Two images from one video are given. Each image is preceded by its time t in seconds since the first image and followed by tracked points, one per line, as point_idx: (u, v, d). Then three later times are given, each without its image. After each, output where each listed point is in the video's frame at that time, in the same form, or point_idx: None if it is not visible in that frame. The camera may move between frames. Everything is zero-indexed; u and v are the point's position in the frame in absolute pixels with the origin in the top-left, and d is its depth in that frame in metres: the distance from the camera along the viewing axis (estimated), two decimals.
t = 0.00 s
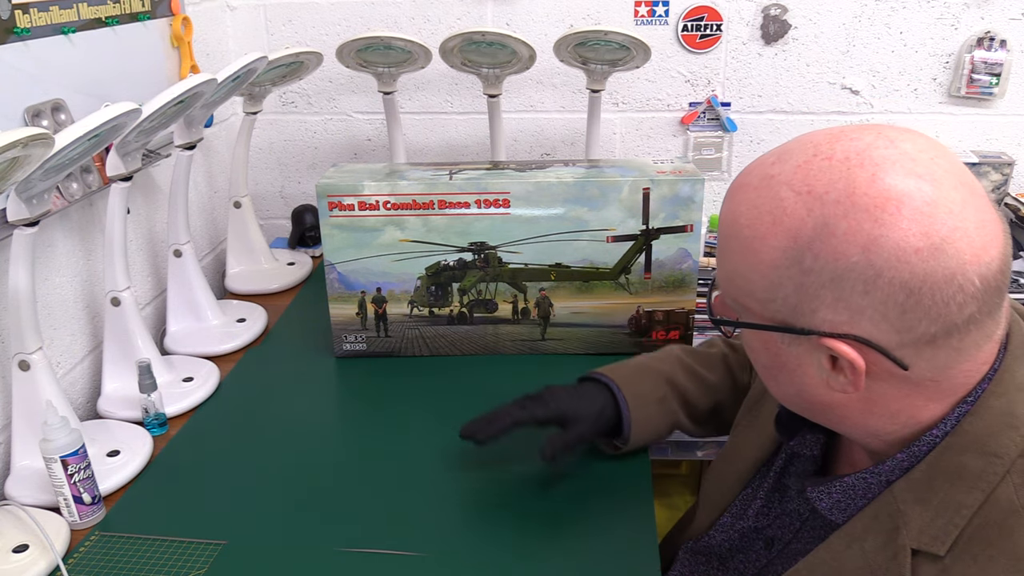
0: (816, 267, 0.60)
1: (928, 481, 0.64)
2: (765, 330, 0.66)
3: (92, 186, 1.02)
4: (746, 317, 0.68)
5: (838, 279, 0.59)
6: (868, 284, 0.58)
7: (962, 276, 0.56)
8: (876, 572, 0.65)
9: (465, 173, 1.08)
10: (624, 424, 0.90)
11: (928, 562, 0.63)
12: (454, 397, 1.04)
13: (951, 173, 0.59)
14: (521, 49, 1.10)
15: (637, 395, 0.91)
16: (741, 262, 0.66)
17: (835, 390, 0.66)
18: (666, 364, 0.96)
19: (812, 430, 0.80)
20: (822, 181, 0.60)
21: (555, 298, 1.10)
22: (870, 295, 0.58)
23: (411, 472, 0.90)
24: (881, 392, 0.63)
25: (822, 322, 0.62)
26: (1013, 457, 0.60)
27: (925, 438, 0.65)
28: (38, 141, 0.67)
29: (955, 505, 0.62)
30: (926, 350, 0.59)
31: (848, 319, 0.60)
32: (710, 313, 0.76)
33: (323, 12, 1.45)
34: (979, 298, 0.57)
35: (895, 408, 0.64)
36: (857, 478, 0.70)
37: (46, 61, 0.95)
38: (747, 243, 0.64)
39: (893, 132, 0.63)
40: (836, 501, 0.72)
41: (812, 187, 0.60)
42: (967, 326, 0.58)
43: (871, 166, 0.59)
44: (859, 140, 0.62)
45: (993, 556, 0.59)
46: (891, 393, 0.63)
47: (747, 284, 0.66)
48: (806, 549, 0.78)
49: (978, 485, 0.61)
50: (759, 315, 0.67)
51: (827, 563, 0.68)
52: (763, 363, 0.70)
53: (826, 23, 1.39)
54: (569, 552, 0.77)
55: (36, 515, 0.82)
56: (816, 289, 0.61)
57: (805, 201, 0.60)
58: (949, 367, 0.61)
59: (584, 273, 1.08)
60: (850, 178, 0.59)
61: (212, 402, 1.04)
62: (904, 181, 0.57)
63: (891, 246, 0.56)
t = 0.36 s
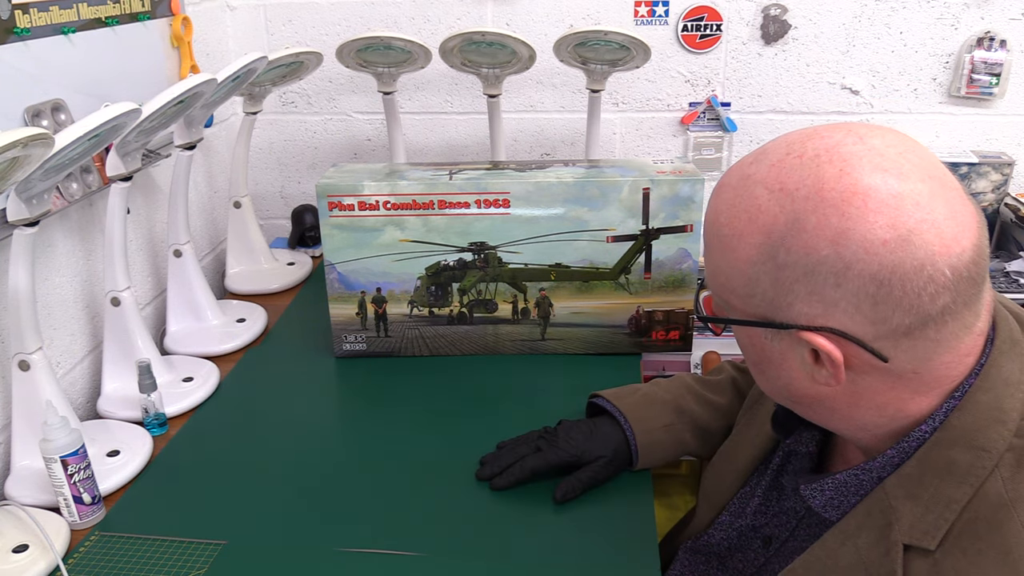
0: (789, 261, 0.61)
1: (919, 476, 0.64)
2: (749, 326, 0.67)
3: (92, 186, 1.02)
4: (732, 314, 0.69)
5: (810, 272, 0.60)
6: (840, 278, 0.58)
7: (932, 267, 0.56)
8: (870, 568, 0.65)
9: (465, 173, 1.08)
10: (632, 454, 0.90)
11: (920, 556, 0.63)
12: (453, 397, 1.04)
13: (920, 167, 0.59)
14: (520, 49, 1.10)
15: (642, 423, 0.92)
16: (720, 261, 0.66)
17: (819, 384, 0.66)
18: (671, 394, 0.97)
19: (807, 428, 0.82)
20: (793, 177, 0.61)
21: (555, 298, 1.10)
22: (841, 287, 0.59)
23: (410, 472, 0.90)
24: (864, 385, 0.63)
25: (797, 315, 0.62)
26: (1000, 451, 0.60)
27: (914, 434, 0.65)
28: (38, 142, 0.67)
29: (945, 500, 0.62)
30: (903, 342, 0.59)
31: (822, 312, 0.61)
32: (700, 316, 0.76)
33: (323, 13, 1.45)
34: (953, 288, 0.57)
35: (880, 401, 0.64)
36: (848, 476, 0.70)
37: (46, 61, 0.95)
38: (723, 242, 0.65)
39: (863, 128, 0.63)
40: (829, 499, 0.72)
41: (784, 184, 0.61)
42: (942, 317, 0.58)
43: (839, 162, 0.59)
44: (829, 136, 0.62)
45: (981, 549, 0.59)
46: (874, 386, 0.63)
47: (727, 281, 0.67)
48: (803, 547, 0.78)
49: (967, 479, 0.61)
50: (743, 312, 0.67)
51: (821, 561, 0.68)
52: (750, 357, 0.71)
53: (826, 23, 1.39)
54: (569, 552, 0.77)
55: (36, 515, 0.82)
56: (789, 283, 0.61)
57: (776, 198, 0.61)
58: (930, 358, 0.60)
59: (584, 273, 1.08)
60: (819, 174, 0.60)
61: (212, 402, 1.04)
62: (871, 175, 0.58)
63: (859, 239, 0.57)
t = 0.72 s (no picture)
0: (773, 252, 0.61)
1: (913, 466, 0.63)
2: (743, 318, 0.66)
3: (92, 186, 1.02)
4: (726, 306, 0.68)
5: (793, 262, 0.60)
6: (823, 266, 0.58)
7: (911, 254, 0.56)
8: (863, 558, 0.65)
9: (465, 173, 1.08)
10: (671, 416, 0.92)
11: (912, 545, 0.62)
12: (454, 396, 1.05)
13: (898, 158, 0.59)
14: (521, 49, 1.10)
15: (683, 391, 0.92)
16: (711, 255, 0.66)
17: (812, 373, 0.65)
18: (723, 364, 0.95)
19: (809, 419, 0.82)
20: (774, 170, 0.61)
21: (555, 298, 1.10)
22: (823, 276, 0.59)
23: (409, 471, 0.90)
24: (856, 373, 0.63)
25: (783, 305, 0.62)
26: (992, 442, 0.60)
27: (909, 425, 0.65)
28: (38, 142, 0.67)
29: (938, 489, 0.61)
30: (889, 329, 0.59)
31: (807, 302, 0.61)
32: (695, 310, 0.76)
33: (323, 12, 1.45)
34: (934, 274, 0.57)
35: (872, 389, 0.64)
36: (846, 467, 0.70)
37: (47, 61, 0.95)
38: (713, 236, 0.65)
39: (843, 122, 0.63)
40: (827, 491, 0.73)
41: (765, 177, 0.61)
42: (925, 303, 0.58)
43: (817, 155, 0.60)
44: (809, 130, 0.63)
45: (971, 538, 0.59)
46: (867, 373, 0.62)
47: (719, 275, 0.67)
48: (799, 538, 0.78)
49: (959, 470, 0.61)
50: (735, 305, 0.67)
51: (817, 551, 0.68)
52: (746, 349, 0.70)
53: (826, 23, 1.39)
54: (568, 552, 0.77)
55: (36, 515, 0.82)
56: (776, 274, 0.61)
57: (757, 191, 0.61)
58: (919, 345, 0.60)
59: (584, 273, 1.08)
60: (798, 166, 0.60)
61: (212, 402, 1.04)
62: (848, 166, 0.58)
63: (837, 228, 0.57)
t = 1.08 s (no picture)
0: (776, 229, 0.61)
1: (919, 452, 0.62)
2: (752, 300, 0.66)
3: (92, 186, 1.02)
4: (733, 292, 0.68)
5: (795, 235, 0.60)
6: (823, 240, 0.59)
7: (908, 222, 0.56)
8: (866, 544, 0.64)
9: (465, 173, 1.08)
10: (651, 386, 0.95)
11: (916, 530, 0.61)
12: (454, 396, 1.05)
13: (894, 133, 0.60)
14: (521, 48, 1.10)
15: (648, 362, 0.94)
16: (718, 237, 0.67)
17: (821, 353, 0.65)
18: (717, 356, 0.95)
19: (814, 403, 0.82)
20: (774, 150, 0.62)
21: (555, 298, 1.10)
22: (823, 248, 0.59)
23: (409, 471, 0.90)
24: (864, 350, 0.62)
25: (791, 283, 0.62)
26: (999, 428, 0.60)
27: (915, 410, 0.64)
28: (38, 141, 0.67)
29: (943, 475, 0.61)
30: (893, 302, 0.59)
31: (811, 276, 0.61)
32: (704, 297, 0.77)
33: (323, 13, 1.45)
34: (934, 243, 0.56)
35: (879, 369, 0.63)
36: (852, 450, 0.68)
37: (47, 62, 0.95)
38: (721, 219, 0.66)
39: (840, 105, 0.64)
40: (832, 475, 0.70)
41: (766, 157, 0.63)
42: (927, 273, 0.57)
43: (814, 132, 0.61)
44: (808, 113, 0.64)
45: (977, 522, 0.58)
46: (876, 350, 0.62)
47: (728, 260, 0.67)
48: (803, 523, 0.77)
49: (965, 455, 0.60)
50: (744, 286, 0.67)
51: (821, 536, 0.67)
52: (757, 332, 0.70)
53: (826, 23, 1.39)
54: (568, 552, 0.77)
55: (36, 515, 0.82)
56: (780, 250, 0.62)
57: (759, 170, 0.63)
58: (926, 321, 0.60)
59: (583, 273, 1.08)
60: (797, 144, 0.61)
61: (212, 402, 1.04)
62: (844, 140, 0.59)
63: (835, 198, 0.58)
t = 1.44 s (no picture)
0: (783, 226, 0.62)
1: (916, 452, 0.62)
2: (754, 290, 0.68)
3: (91, 186, 1.02)
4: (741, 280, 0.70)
5: (800, 236, 0.61)
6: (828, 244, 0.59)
7: (914, 234, 0.56)
8: (863, 543, 0.64)
9: (465, 173, 1.08)
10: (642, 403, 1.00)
11: (912, 531, 0.61)
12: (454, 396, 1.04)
13: (914, 137, 0.59)
14: (521, 49, 1.10)
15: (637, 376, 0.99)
16: (727, 226, 0.68)
17: (819, 349, 0.66)
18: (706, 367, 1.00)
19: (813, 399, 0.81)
20: (791, 146, 0.62)
21: (556, 298, 1.10)
22: (827, 251, 0.60)
23: (409, 472, 0.90)
24: (861, 351, 0.63)
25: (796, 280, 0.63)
26: (996, 430, 0.59)
27: (915, 410, 0.64)
28: (38, 141, 0.67)
29: (940, 476, 0.61)
30: (892, 309, 0.59)
31: (812, 275, 0.62)
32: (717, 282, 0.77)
33: (323, 13, 1.45)
34: (939, 256, 0.56)
35: (880, 370, 0.64)
36: (850, 449, 0.69)
37: (47, 62, 0.95)
38: (731, 208, 0.67)
39: (865, 103, 0.64)
40: (830, 473, 0.70)
41: (783, 152, 0.63)
42: (929, 285, 0.57)
43: (831, 132, 0.61)
44: (830, 110, 0.63)
45: (971, 523, 0.58)
46: (872, 353, 0.63)
47: (738, 247, 0.68)
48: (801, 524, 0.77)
49: (962, 456, 0.60)
50: (750, 276, 0.68)
51: (819, 534, 0.67)
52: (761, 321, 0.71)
53: (826, 23, 1.39)
54: (567, 552, 0.77)
55: (36, 515, 0.82)
56: (784, 248, 0.63)
57: (774, 164, 0.63)
58: (924, 328, 0.60)
59: (584, 273, 1.08)
60: (813, 143, 0.61)
61: (212, 401, 1.04)
62: (860, 143, 0.59)
63: (843, 204, 0.58)
